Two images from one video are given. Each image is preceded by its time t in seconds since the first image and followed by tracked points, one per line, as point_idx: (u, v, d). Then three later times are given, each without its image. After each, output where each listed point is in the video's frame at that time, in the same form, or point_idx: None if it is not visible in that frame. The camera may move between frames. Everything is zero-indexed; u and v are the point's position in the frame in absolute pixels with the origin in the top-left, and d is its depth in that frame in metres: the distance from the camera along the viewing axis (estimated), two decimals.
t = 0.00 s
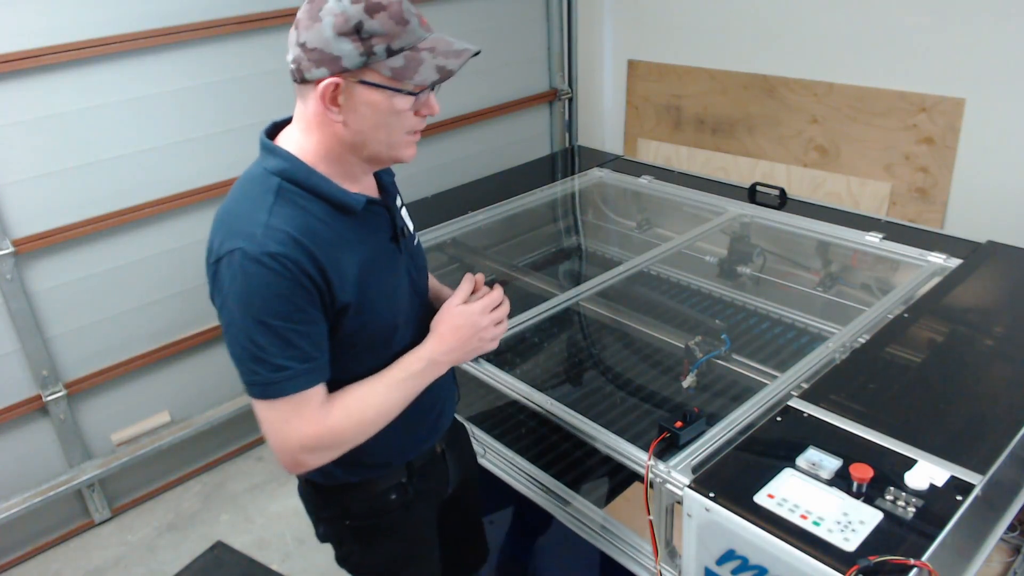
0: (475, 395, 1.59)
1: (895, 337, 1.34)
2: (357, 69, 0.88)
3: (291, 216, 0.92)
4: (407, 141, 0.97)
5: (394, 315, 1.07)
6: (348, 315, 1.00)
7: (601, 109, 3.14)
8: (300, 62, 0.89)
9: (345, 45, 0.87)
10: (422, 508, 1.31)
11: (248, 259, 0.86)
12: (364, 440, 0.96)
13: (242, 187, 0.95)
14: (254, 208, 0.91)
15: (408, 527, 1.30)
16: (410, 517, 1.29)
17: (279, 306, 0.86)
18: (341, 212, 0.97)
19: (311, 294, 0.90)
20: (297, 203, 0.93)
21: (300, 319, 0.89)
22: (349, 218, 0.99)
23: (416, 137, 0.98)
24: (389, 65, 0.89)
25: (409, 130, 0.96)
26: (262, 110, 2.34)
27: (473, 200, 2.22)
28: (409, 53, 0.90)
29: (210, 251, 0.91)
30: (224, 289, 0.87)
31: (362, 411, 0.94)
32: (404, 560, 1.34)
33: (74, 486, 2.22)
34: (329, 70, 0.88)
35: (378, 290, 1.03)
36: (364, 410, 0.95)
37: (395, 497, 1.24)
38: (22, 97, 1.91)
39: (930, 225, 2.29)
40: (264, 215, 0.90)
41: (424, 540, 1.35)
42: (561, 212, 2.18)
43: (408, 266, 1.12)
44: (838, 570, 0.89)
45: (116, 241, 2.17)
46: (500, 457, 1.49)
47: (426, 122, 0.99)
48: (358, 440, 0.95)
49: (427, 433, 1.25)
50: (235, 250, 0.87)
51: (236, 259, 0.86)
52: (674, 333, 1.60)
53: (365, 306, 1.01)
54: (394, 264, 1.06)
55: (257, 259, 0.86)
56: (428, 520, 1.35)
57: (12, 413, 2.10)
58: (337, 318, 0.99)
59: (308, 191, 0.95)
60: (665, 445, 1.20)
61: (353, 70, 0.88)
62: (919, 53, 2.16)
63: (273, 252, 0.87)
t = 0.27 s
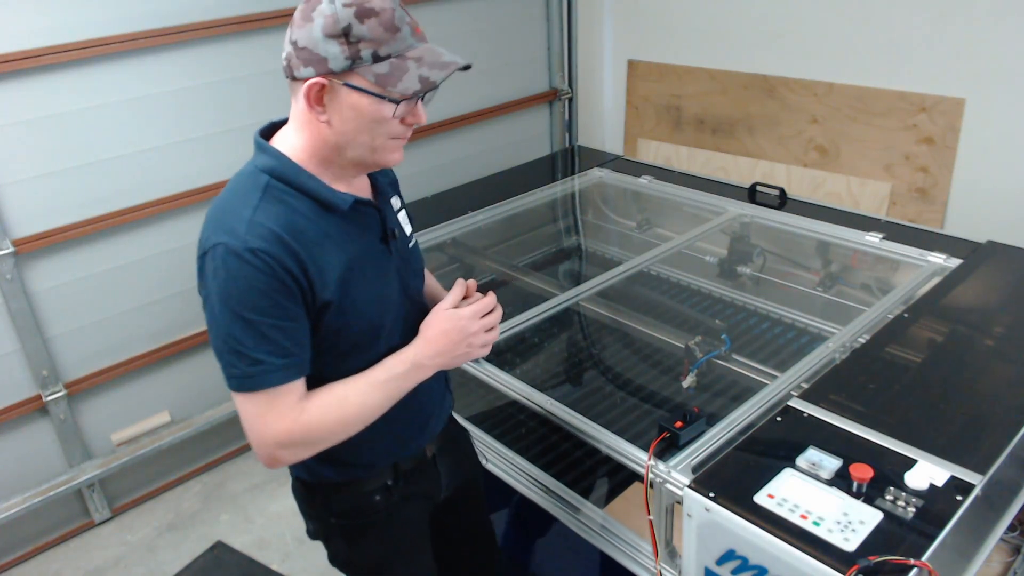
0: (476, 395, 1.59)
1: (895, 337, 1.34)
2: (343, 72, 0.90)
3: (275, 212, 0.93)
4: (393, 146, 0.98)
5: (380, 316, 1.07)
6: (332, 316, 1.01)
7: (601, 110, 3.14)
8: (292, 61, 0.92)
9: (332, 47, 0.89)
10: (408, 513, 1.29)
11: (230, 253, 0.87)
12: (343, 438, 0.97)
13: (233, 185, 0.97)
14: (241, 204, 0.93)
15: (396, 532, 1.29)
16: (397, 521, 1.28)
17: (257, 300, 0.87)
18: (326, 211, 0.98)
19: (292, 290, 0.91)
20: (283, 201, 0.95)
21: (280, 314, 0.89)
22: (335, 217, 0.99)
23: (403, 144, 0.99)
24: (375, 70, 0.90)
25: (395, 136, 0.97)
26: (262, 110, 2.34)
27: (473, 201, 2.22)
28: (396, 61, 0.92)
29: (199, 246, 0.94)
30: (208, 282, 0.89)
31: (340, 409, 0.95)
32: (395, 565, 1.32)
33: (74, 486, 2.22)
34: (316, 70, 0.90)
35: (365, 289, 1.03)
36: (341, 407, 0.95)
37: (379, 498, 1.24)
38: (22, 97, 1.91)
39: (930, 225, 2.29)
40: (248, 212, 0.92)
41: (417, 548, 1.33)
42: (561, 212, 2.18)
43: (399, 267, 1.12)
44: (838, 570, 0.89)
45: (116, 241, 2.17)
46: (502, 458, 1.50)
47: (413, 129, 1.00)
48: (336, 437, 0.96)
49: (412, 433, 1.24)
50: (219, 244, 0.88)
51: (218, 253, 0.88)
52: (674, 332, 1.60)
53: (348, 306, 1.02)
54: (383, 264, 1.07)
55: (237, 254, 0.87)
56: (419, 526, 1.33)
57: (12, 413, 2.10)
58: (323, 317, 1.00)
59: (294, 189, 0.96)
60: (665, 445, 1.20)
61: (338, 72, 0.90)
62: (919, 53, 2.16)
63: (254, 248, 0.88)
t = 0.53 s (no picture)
0: (476, 396, 1.58)
1: (895, 337, 1.34)
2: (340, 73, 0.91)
3: (270, 206, 0.96)
4: (388, 146, 0.99)
5: (377, 309, 1.09)
6: (329, 307, 1.03)
7: (601, 110, 3.14)
8: (293, 59, 0.93)
9: (330, 48, 0.90)
10: (403, 502, 1.31)
11: (225, 244, 0.91)
12: (332, 426, 1.00)
13: (236, 176, 1.01)
14: (240, 197, 0.96)
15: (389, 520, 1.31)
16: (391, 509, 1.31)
17: (250, 289, 0.90)
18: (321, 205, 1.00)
19: (284, 281, 0.94)
20: (279, 194, 0.97)
21: (273, 305, 0.92)
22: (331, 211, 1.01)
23: (399, 144, 1.00)
24: (371, 72, 0.91)
25: (390, 137, 0.98)
26: (262, 111, 2.34)
27: (473, 200, 2.22)
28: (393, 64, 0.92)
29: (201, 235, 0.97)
30: (205, 271, 0.93)
31: (328, 397, 0.98)
32: (386, 551, 1.35)
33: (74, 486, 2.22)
34: (315, 70, 0.91)
35: (361, 282, 1.05)
36: (329, 396, 0.98)
37: (373, 485, 1.26)
38: (22, 97, 1.91)
39: (930, 225, 2.29)
40: (245, 204, 0.95)
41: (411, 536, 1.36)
42: (561, 212, 2.18)
43: (398, 262, 1.13)
44: (838, 570, 0.89)
45: (116, 241, 2.17)
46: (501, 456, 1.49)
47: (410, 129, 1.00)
48: (325, 425, 0.99)
49: (409, 425, 1.26)
50: (215, 235, 0.92)
51: (215, 243, 0.91)
52: (675, 332, 1.60)
53: (345, 299, 1.04)
54: (380, 258, 1.08)
55: (231, 245, 0.90)
56: (414, 516, 1.35)
57: (12, 413, 2.10)
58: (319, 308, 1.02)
59: (291, 184, 0.99)
60: (665, 445, 1.20)
61: (336, 73, 0.90)
62: (919, 53, 2.16)
63: (248, 239, 0.91)
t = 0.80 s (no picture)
0: (476, 396, 1.58)
1: (895, 337, 1.34)
2: (338, 66, 0.91)
3: (272, 189, 0.99)
4: (386, 138, 1.00)
5: (375, 294, 1.10)
6: (329, 290, 1.05)
7: (601, 110, 3.14)
8: (297, 50, 0.94)
9: (330, 42, 0.90)
10: (397, 481, 1.30)
11: (227, 226, 0.94)
12: (326, 404, 1.03)
13: (244, 160, 1.04)
14: (244, 181, 0.99)
15: (384, 501, 1.30)
16: (385, 489, 1.29)
17: (249, 269, 0.94)
18: (322, 190, 1.03)
19: (283, 263, 0.97)
20: (282, 178, 1.00)
21: (272, 286, 0.95)
22: (331, 197, 1.04)
23: (396, 137, 1.01)
24: (368, 67, 0.91)
25: (387, 130, 0.98)
26: (262, 111, 2.34)
27: (473, 200, 2.22)
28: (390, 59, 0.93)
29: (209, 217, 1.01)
30: (210, 251, 0.97)
31: (321, 375, 1.00)
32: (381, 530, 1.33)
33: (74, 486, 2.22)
34: (315, 62, 0.92)
35: (360, 268, 1.06)
36: (321, 375, 1.00)
37: (367, 463, 1.25)
38: (22, 97, 1.91)
39: (930, 225, 2.29)
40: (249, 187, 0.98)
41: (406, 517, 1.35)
42: (561, 212, 2.18)
43: (398, 249, 1.15)
44: (838, 570, 0.89)
45: (116, 241, 2.17)
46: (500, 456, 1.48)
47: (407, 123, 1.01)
48: (318, 403, 1.01)
49: (404, 407, 1.26)
50: (219, 217, 0.95)
51: (218, 225, 0.95)
52: (674, 332, 1.60)
53: (345, 283, 1.06)
54: (380, 245, 1.10)
55: (232, 227, 0.94)
56: (410, 497, 1.34)
57: (12, 413, 2.10)
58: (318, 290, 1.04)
59: (293, 170, 1.02)
60: (665, 445, 1.20)
61: (335, 67, 0.91)
62: (919, 53, 2.16)
63: (247, 222, 0.94)
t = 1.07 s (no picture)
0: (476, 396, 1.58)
1: (895, 337, 1.34)
2: (292, 40, 0.99)
3: (246, 170, 1.00)
4: (347, 114, 1.01)
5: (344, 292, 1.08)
6: (299, 276, 1.04)
7: (601, 110, 3.14)
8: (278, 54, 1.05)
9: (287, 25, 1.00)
10: (371, 473, 1.23)
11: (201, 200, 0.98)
12: (265, 386, 1.04)
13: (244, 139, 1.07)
14: (229, 158, 1.02)
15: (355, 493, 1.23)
16: (356, 478, 1.22)
17: (210, 244, 0.96)
18: (295, 177, 1.02)
19: (242, 244, 0.98)
20: (260, 160, 1.02)
21: (228, 263, 0.97)
22: (304, 185, 1.03)
23: (360, 112, 1.02)
24: (311, 33, 0.97)
25: (346, 103, 1.00)
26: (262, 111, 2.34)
27: (473, 200, 2.22)
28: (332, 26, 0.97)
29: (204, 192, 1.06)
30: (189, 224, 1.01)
31: (270, 359, 1.01)
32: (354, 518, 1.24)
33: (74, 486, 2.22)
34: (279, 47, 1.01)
35: (323, 262, 1.04)
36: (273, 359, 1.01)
37: (337, 450, 1.19)
38: (23, 97, 1.91)
39: (930, 225, 2.29)
40: (229, 165, 1.01)
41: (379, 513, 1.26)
42: (561, 212, 2.18)
43: (372, 246, 1.09)
44: (838, 570, 0.89)
45: (116, 241, 2.17)
46: (502, 458, 1.47)
47: (367, 103, 1.01)
48: (258, 382, 1.03)
49: (383, 400, 1.19)
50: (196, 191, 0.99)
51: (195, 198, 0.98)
52: (674, 332, 1.60)
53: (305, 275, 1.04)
54: (353, 240, 1.06)
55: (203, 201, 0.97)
56: (386, 490, 1.26)
57: (12, 413, 2.10)
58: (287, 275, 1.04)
59: (275, 153, 1.03)
60: (665, 446, 1.20)
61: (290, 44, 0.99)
62: (919, 53, 2.16)
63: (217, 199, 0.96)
